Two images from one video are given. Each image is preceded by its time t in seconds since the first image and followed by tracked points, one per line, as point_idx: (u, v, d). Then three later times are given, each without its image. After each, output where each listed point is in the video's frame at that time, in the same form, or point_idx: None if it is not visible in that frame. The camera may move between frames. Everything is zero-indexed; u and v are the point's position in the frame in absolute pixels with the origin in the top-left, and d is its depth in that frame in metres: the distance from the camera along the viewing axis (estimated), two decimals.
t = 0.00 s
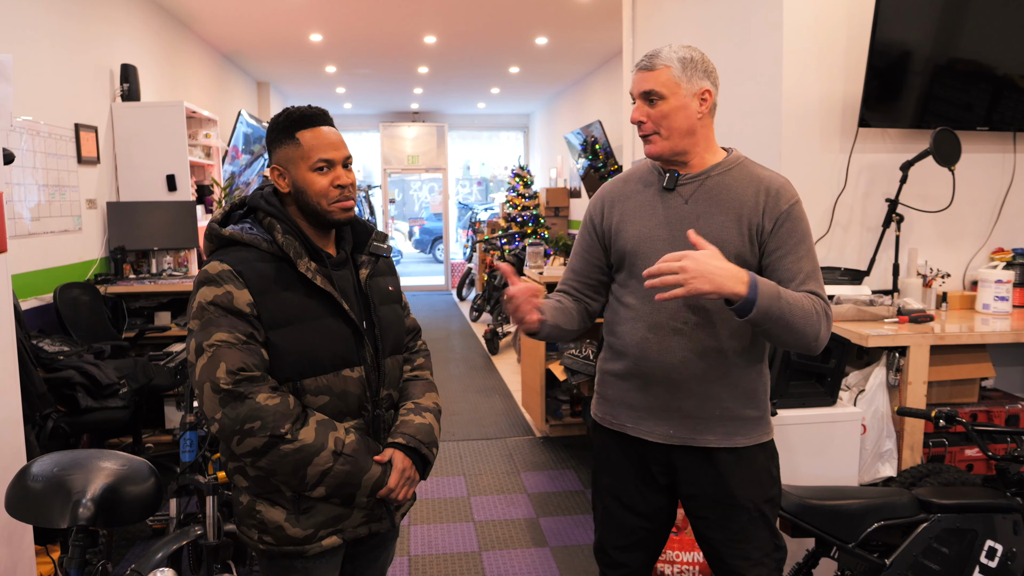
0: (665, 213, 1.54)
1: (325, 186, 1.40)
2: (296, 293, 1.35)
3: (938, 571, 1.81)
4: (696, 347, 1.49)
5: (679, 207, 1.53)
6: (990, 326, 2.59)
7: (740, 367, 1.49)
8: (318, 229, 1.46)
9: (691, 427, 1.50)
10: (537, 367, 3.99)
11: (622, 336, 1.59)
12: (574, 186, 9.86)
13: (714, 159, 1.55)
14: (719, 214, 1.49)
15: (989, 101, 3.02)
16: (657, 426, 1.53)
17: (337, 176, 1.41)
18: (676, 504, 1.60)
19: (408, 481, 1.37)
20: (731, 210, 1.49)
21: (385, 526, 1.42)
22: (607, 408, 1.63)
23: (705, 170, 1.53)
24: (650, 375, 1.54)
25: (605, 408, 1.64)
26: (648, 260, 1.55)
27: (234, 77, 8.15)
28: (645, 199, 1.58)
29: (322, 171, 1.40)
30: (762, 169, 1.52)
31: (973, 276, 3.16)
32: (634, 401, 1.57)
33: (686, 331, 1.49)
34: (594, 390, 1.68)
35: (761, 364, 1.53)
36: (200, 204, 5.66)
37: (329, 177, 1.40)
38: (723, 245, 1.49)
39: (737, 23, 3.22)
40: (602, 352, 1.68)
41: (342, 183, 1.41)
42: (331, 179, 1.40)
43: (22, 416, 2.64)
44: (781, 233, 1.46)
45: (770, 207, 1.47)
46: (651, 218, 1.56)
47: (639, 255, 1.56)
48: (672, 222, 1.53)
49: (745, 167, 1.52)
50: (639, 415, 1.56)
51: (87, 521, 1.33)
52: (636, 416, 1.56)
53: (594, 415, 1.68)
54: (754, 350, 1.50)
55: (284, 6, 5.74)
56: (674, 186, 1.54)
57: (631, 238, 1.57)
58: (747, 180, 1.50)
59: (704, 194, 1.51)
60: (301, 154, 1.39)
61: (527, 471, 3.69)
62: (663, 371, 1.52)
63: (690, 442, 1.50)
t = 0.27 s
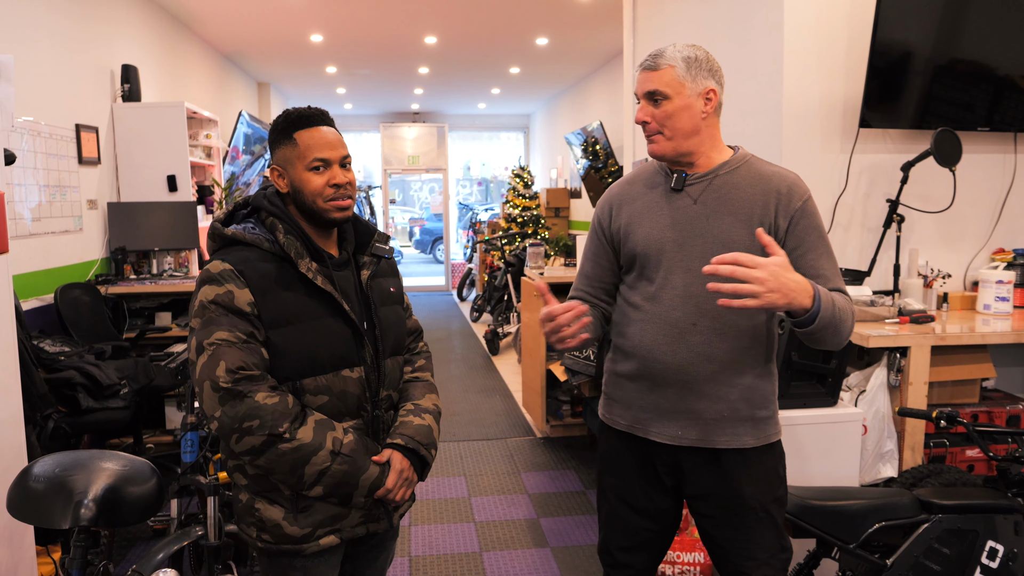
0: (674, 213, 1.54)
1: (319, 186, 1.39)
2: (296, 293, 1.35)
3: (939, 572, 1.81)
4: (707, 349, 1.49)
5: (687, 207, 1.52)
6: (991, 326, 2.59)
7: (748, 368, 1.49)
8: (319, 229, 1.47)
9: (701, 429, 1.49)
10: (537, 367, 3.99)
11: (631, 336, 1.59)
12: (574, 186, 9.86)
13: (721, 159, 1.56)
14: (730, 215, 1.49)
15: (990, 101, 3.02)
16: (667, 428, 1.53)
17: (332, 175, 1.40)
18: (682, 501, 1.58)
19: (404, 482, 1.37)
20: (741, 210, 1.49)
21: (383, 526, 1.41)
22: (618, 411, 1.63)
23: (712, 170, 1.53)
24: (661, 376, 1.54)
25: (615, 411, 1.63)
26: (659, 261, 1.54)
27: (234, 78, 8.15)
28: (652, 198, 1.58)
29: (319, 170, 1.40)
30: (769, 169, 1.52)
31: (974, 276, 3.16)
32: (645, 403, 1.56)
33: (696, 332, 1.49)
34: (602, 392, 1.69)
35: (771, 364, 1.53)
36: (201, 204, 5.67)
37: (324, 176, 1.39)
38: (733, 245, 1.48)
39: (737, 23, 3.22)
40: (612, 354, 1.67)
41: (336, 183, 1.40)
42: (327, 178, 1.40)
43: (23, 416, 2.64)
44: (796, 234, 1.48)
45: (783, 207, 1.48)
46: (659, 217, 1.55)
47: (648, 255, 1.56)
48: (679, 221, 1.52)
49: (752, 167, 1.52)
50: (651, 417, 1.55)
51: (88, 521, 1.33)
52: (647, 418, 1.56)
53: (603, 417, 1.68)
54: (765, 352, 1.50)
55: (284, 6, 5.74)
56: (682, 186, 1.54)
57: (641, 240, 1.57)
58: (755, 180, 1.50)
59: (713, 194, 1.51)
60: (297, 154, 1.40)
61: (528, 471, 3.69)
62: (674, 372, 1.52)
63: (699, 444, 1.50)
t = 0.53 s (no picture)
0: (684, 211, 1.54)
1: (321, 187, 1.39)
2: (296, 291, 1.34)
3: (939, 571, 1.81)
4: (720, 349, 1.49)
5: (697, 206, 1.52)
6: (990, 326, 2.59)
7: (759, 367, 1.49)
8: (320, 228, 1.47)
9: (714, 428, 1.50)
10: (537, 367, 3.99)
11: (639, 334, 1.59)
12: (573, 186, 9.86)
13: (732, 159, 1.56)
14: (740, 214, 1.49)
15: (989, 101, 3.03)
16: (677, 429, 1.53)
17: (333, 176, 1.40)
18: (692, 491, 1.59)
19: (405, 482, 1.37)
20: (752, 210, 1.48)
21: (383, 524, 1.41)
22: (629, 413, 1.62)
23: (724, 169, 1.53)
24: (671, 376, 1.53)
25: (625, 412, 1.63)
26: (666, 260, 1.54)
27: (234, 78, 8.15)
28: (663, 196, 1.58)
29: (320, 171, 1.39)
30: (781, 169, 1.52)
31: (973, 276, 3.16)
32: (655, 404, 1.56)
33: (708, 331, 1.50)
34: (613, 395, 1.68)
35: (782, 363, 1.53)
36: (200, 204, 5.66)
37: (325, 177, 1.39)
38: (743, 244, 1.48)
39: (736, 24, 3.22)
40: (621, 356, 1.67)
41: (337, 184, 1.40)
42: (328, 179, 1.40)
43: (22, 417, 2.63)
44: (803, 239, 1.47)
45: (792, 209, 1.48)
46: (669, 215, 1.55)
47: (656, 252, 1.55)
48: (690, 219, 1.53)
49: (764, 167, 1.52)
50: (662, 419, 1.55)
51: (88, 522, 1.33)
52: (658, 420, 1.56)
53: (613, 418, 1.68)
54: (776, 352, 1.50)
55: (283, 6, 5.74)
56: (692, 184, 1.54)
57: (649, 237, 1.56)
58: (766, 180, 1.50)
59: (724, 193, 1.51)
60: (298, 155, 1.40)
61: (527, 471, 3.69)
62: (686, 373, 1.51)
63: (711, 444, 1.50)
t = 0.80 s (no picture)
0: (690, 212, 1.54)
1: (342, 182, 1.40)
2: (293, 292, 1.34)
3: (937, 571, 1.82)
4: (729, 350, 1.49)
5: (703, 206, 1.53)
6: (987, 326, 2.60)
7: (765, 365, 1.49)
8: (322, 226, 1.46)
9: (722, 428, 1.50)
10: (535, 367, 3.99)
11: (644, 335, 1.60)
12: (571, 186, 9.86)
13: (737, 156, 1.56)
14: (747, 214, 1.49)
15: (987, 102, 3.03)
16: (687, 430, 1.53)
17: (352, 172, 1.41)
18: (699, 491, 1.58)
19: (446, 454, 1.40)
20: (759, 210, 1.49)
21: (383, 526, 1.41)
22: (636, 414, 1.62)
23: (729, 167, 1.53)
24: (678, 380, 1.53)
25: (637, 414, 1.61)
26: (672, 261, 1.54)
27: (232, 77, 8.14)
28: (667, 196, 1.58)
29: (340, 166, 1.40)
30: (786, 168, 1.52)
31: (971, 276, 3.17)
32: (656, 404, 1.57)
33: (716, 333, 1.49)
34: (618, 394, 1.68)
35: (787, 361, 1.53)
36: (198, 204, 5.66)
37: (345, 172, 1.40)
38: (750, 245, 1.48)
39: (735, 24, 3.23)
40: (628, 358, 1.66)
41: (356, 179, 1.42)
42: (347, 175, 1.41)
43: (20, 417, 2.63)
44: (814, 239, 1.48)
45: (799, 209, 1.49)
46: (675, 216, 1.55)
47: (661, 253, 1.55)
48: (696, 220, 1.53)
49: (769, 166, 1.52)
50: (669, 420, 1.55)
51: (87, 521, 1.33)
52: (664, 421, 1.56)
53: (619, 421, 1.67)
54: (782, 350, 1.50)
55: (281, 6, 5.73)
56: (697, 184, 1.54)
57: (655, 238, 1.56)
58: (772, 180, 1.50)
59: (729, 192, 1.51)
60: (317, 150, 1.39)
61: (526, 471, 3.69)
62: (695, 375, 1.51)
63: (718, 444, 1.51)
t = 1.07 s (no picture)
0: (690, 212, 1.54)
1: (356, 177, 1.41)
2: (295, 293, 1.34)
3: (936, 570, 1.82)
4: (729, 350, 1.49)
5: (703, 206, 1.53)
6: (986, 326, 2.60)
7: (765, 365, 1.50)
8: (330, 225, 1.46)
9: (727, 427, 1.50)
10: (534, 367, 3.99)
11: (648, 336, 1.60)
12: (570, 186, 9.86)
13: (736, 155, 1.55)
14: (748, 212, 1.49)
15: (984, 102, 3.04)
16: (691, 430, 1.53)
17: (365, 169, 1.43)
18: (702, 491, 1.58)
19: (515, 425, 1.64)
20: (760, 208, 1.49)
21: (388, 527, 1.40)
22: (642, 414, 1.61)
23: (728, 167, 1.53)
24: (682, 382, 1.53)
25: (640, 411, 1.62)
26: (673, 262, 1.54)
27: (230, 78, 8.13)
28: (666, 196, 1.58)
29: (354, 163, 1.42)
30: (787, 164, 1.52)
31: (969, 276, 3.17)
32: (659, 405, 1.57)
33: (717, 335, 1.49)
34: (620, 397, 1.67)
35: (791, 359, 1.54)
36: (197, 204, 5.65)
37: (360, 168, 1.42)
38: (750, 245, 1.48)
39: (733, 24, 3.23)
40: (632, 358, 1.66)
41: (369, 176, 1.44)
42: (362, 171, 1.42)
43: (19, 417, 2.62)
44: (822, 233, 1.50)
45: (803, 206, 1.49)
46: (674, 217, 1.55)
47: (660, 253, 1.55)
48: (694, 220, 1.53)
49: (769, 164, 1.52)
50: (673, 420, 1.55)
51: (86, 521, 1.33)
52: (668, 420, 1.56)
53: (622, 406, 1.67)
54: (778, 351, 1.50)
55: (280, 6, 5.73)
56: (696, 185, 1.54)
57: (655, 239, 1.56)
58: (772, 177, 1.50)
59: (728, 192, 1.51)
60: (332, 146, 1.40)
61: (525, 471, 3.69)
62: (698, 377, 1.51)
63: (726, 443, 1.50)
